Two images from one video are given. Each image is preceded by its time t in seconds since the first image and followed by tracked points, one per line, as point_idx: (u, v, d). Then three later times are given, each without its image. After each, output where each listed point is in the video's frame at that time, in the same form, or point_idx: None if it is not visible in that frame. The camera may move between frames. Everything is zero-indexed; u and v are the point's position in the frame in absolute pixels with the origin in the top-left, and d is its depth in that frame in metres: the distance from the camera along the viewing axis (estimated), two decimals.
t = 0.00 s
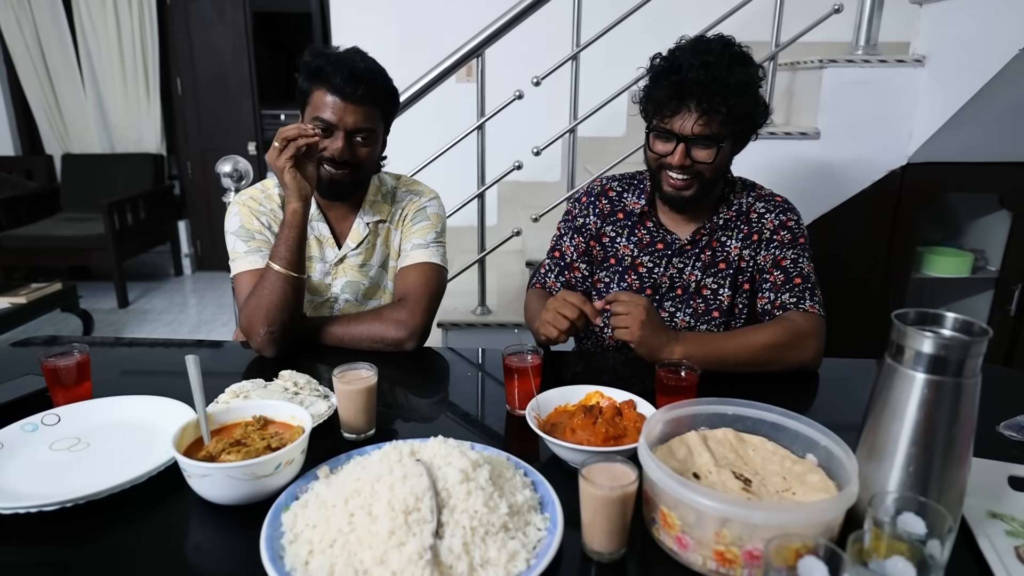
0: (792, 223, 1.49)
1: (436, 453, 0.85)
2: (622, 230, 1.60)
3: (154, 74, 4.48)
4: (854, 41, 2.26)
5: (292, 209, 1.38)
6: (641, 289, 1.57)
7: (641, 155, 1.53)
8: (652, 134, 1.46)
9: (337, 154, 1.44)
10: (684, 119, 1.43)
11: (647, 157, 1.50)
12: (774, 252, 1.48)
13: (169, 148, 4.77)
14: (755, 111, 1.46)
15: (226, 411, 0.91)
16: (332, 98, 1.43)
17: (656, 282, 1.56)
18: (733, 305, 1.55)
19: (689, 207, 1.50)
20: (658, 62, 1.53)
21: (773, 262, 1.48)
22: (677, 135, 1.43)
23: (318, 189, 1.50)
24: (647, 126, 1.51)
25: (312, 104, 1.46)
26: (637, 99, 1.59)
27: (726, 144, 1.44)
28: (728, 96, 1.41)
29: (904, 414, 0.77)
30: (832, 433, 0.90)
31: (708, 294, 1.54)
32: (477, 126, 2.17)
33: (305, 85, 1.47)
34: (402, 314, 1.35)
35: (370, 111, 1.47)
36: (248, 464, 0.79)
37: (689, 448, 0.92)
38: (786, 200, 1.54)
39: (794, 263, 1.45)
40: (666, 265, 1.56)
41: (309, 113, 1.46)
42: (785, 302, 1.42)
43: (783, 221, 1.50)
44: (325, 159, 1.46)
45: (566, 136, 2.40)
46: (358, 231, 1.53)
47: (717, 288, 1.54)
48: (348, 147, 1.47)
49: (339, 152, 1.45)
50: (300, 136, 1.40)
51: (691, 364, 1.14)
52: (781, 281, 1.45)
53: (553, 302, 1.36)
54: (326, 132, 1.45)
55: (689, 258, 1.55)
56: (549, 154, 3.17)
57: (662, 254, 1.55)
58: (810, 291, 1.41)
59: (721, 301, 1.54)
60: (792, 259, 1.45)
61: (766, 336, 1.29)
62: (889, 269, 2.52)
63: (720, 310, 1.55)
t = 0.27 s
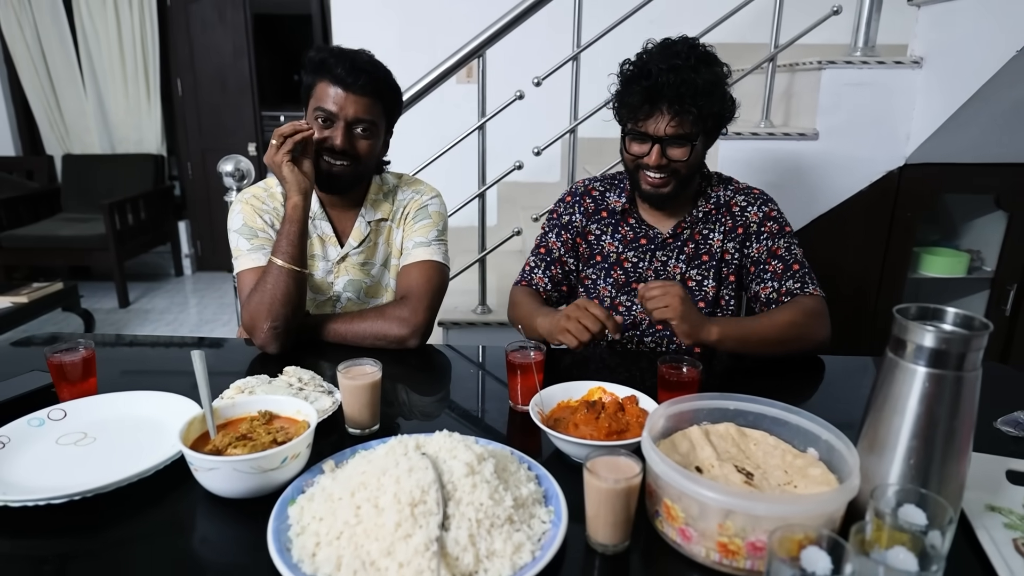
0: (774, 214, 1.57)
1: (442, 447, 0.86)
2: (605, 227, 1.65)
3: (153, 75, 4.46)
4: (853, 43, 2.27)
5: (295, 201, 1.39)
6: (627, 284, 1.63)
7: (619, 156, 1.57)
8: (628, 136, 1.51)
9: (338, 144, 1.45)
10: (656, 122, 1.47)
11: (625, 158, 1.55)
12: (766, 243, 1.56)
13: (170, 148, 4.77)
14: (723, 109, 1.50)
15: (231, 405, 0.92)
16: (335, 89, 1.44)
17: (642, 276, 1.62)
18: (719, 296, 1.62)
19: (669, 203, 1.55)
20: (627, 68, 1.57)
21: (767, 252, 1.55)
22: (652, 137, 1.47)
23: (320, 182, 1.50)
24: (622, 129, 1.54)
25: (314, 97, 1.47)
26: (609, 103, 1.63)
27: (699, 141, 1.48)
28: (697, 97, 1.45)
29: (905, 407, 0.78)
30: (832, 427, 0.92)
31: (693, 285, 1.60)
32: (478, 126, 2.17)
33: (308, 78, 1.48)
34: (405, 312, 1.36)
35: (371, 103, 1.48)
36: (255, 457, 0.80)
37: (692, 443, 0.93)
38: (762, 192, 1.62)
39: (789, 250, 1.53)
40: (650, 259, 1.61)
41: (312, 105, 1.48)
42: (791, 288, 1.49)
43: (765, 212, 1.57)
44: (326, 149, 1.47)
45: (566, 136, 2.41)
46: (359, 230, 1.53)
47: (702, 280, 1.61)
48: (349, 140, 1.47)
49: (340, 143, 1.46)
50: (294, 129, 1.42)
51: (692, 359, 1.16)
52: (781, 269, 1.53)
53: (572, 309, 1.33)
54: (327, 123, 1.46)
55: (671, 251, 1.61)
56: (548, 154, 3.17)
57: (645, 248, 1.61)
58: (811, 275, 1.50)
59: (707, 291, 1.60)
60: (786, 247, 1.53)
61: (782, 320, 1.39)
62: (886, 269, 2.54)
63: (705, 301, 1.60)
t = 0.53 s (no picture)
0: (769, 204, 1.60)
1: (447, 440, 0.85)
2: (599, 222, 1.63)
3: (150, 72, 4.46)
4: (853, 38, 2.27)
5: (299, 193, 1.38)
6: (621, 279, 1.63)
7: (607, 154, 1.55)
8: (617, 135, 1.49)
9: (335, 120, 1.46)
10: (646, 118, 1.46)
11: (614, 156, 1.53)
12: (766, 233, 1.59)
13: (167, 146, 4.75)
14: (710, 102, 1.50)
15: (234, 400, 0.91)
16: (333, 71, 1.47)
17: (636, 271, 1.62)
18: (713, 288, 1.64)
19: (659, 198, 1.55)
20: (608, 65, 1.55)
21: (769, 242, 1.58)
22: (642, 134, 1.46)
23: (320, 163, 1.49)
24: (609, 128, 1.52)
25: (314, 80, 1.49)
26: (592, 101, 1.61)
27: (688, 135, 1.48)
28: (685, 91, 1.44)
29: (912, 397, 0.78)
30: (838, 418, 0.92)
31: (688, 278, 1.63)
32: (478, 121, 2.17)
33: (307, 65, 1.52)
34: (407, 306, 1.36)
35: (368, 82, 1.50)
36: (259, 450, 0.79)
37: (697, 435, 0.93)
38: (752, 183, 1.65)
39: (790, 238, 1.57)
40: (644, 254, 1.62)
41: (310, 88, 1.50)
42: (797, 275, 1.53)
43: (760, 203, 1.60)
44: (325, 128, 1.48)
45: (566, 131, 2.40)
46: (360, 223, 1.53)
47: (696, 273, 1.63)
48: (346, 118, 1.49)
49: (336, 120, 1.47)
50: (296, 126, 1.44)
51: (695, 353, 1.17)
52: (786, 258, 1.55)
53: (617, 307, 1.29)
54: (325, 103, 1.49)
55: (664, 245, 1.62)
56: (548, 149, 3.16)
57: (638, 244, 1.62)
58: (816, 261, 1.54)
59: (702, 283, 1.62)
60: (787, 235, 1.57)
61: (802, 308, 1.43)
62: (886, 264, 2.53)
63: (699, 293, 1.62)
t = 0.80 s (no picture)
0: (777, 208, 1.59)
1: (451, 435, 0.85)
2: (603, 229, 1.63)
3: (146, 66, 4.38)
4: (854, 34, 2.25)
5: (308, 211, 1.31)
6: (627, 287, 1.63)
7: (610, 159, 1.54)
8: (618, 140, 1.48)
9: (332, 107, 1.45)
10: (648, 122, 1.44)
11: (617, 161, 1.52)
12: (773, 240, 1.59)
13: (165, 142, 4.73)
14: (714, 101, 1.49)
15: (236, 394, 0.91)
16: (329, 60, 1.47)
17: (642, 279, 1.63)
18: (720, 295, 1.65)
19: (665, 203, 1.54)
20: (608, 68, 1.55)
21: (776, 249, 1.58)
22: (644, 137, 1.45)
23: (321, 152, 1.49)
24: (611, 133, 1.51)
25: (313, 71, 1.49)
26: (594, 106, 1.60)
27: (692, 136, 1.46)
28: (686, 92, 1.43)
29: (918, 392, 0.78)
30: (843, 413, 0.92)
31: (695, 286, 1.62)
32: (478, 117, 2.16)
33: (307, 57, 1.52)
34: (409, 301, 1.35)
35: (365, 70, 1.50)
36: (262, 446, 0.79)
37: (701, 430, 0.93)
38: (760, 186, 1.63)
39: (797, 245, 1.57)
40: (650, 262, 1.62)
41: (308, 78, 1.50)
42: (804, 284, 1.53)
43: (767, 208, 1.59)
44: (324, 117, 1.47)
45: (566, 128, 2.39)
46: (360, 216, 1.52)
47: (703, 281, 1.63)
48: (344, 105, 1.48)
49: (334, 107, 1.47)
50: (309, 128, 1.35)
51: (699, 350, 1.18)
52: (792, 265, 1.56)
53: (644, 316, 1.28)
54: (323, 92, 1.48)
55: (671, 253, 1.61)
56: (548, 145, 3.16)
57: (644, 251, 1.61)
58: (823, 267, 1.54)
59: (709, 291, 1.63)
60: (794, 242, 1.57)
61: (807, 318, 1.41)
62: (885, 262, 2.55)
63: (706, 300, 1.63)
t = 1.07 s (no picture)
0: (792, 220, 1.59)
1: (455, 434, 0.84)
2: (606, 239, 1.64)
3: (148, 65, 4.39)
4: (855, 37, 2.26)
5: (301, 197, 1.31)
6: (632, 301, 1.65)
7: (616, 169, 1.46)
8: (626, 154, 1.39)
9: (339, 101, 1.44)
10: (662, 140, 1.35)
11: (623, 173, 1.44)
12: (789, 256, 1.58)
13: (166, 140, 4.73)
14: (734, 121, 1.40)
15: (240, 392, 0.91)
16: (335, 57, 1.47)
17: (647, 294, 1.64)
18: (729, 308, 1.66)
19: (671, 223, 1.48)
20: (623, 73, 1.43)
21: (792, 266, 1.58)
22: (656, 155, 1.36)
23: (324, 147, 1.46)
24: (620, 144, 1.42)
25: (317, 69, 1.49)
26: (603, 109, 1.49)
27: (707, 159, 1.38)
28: (707, 112, 1.33)
29: (922, 395, 0.78)
30: (847, 416, 0.93)
31: (703, 300, 1.63)
32: (480, 117, 2.15)
33: (312, 56, 1.52)
34: (411, 300, 1.35)
35: (371, 68, 1.50)
36: (266, 443, 0.79)
37: (704, 431, 0.94)
38: (774, 193, 1.62)
39: (814, 261, 1.56)
40: (656, 276, 1.63)
41: (313, 75, 1.50)
42: (824, 301, 1.54)
43: (782, 219, 1.58)
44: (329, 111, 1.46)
45: (568, 127, 2.39)
46: (362, 214, 1.52)
47: (712, 295, 1.63)
48: (349, 101, 1.48)
49: (340, 102, 1.46)
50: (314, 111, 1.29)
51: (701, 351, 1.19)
52: (809, 283, 1.56)
53: (625, 308, 1.30)
54: (329, 89, 1.48)
55: (679, 266, 1.61)
56: (550, 145, 3.16)
57: (650, 265, 1.62)
58: (839, 284, 1.54)
59: (718, 304, 1.64)
60: (811, 258, 1.56)
61: (821, 329, 1.42)
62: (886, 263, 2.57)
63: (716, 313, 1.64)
